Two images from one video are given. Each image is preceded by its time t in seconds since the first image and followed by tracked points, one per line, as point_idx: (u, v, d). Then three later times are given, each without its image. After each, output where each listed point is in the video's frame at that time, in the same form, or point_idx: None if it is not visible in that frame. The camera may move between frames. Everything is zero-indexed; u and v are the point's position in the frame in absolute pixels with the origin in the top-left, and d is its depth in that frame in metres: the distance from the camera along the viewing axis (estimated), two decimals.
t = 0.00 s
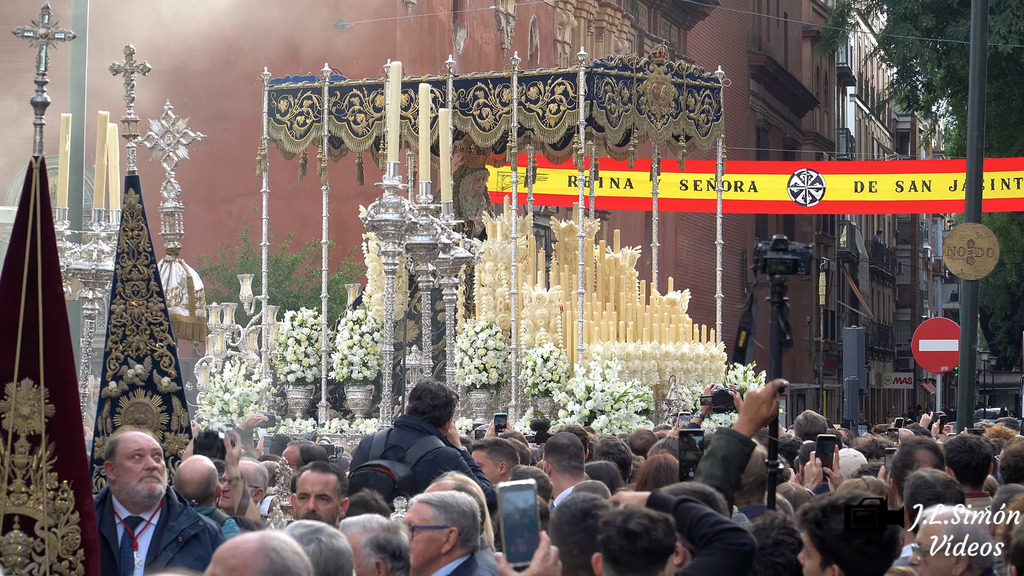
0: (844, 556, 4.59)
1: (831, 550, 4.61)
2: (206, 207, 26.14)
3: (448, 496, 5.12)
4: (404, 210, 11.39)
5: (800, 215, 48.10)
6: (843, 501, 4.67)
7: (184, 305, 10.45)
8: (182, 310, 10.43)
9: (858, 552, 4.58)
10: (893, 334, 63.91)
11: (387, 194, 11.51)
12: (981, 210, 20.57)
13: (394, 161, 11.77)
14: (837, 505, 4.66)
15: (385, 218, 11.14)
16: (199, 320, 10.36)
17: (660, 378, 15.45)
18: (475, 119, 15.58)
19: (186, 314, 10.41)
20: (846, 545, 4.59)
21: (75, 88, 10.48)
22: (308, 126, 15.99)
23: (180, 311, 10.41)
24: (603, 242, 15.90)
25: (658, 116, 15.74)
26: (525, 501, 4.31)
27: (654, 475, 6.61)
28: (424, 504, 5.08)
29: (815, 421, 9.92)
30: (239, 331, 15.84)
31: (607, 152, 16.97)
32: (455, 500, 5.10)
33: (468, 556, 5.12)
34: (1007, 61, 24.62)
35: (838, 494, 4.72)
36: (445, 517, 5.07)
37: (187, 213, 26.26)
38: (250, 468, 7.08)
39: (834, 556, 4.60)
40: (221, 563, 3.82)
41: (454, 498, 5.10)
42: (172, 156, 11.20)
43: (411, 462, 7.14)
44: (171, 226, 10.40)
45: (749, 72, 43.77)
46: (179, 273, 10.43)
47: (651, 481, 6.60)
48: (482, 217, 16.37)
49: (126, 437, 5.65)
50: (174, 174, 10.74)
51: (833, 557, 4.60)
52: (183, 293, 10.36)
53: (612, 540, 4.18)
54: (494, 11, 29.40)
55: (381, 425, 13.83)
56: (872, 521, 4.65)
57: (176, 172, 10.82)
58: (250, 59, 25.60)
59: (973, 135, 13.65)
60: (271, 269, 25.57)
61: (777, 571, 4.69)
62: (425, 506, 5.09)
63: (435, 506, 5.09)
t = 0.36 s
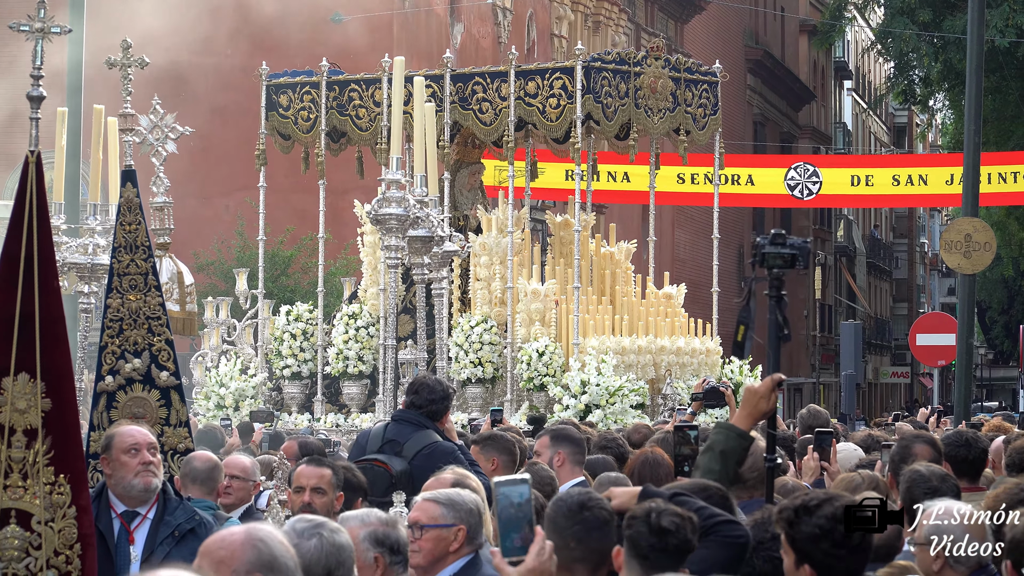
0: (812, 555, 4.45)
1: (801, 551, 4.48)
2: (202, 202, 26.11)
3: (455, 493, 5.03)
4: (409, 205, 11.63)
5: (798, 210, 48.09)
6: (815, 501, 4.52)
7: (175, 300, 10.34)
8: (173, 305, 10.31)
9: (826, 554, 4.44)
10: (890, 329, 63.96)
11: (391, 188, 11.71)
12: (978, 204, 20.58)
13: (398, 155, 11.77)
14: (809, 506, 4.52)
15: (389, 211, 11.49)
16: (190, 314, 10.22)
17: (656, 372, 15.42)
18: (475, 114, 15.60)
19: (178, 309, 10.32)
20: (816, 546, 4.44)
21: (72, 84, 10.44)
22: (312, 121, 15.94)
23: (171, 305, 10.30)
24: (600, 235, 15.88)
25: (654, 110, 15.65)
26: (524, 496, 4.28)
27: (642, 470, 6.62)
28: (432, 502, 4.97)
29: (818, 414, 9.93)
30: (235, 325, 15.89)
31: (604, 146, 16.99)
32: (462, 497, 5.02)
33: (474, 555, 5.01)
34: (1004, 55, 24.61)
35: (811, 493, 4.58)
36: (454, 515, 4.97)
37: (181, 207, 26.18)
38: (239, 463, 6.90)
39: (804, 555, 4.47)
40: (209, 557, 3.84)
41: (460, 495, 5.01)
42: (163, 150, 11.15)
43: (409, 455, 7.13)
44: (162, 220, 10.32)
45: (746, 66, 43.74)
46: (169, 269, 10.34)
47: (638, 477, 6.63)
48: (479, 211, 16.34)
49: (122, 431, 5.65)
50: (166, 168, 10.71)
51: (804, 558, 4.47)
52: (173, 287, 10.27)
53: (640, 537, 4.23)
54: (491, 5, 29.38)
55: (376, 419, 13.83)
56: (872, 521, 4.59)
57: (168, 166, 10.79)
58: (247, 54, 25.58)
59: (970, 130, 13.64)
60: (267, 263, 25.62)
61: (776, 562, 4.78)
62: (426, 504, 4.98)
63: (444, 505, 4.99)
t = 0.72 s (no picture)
0: (843, 542, 4.55)
1: (831, 537, 4.58)
2: (200, 199, 26.03)
3: (447, 491, 5.10)
4: (413, 205, 11.64)
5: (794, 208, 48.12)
6: (851, 489, 4.65)
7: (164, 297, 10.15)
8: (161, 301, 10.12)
9: (858, 542, 4.52)
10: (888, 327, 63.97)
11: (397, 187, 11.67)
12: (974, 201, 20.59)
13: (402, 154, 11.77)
14: (844, 492, 4.64)
15: (393, 211, 11.50)
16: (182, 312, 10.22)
17: (654, 369, 15.40)
18: (469, 111, 15.62)
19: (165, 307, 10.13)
20: (848, 534, 4.54)
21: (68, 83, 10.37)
22: (305, 118, 15.92)
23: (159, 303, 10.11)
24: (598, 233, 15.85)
25: (649, 108, 15.67)
26: (519, 493, 4.31)
27: (631, 469, 6.69)
28: (426, 501, 5.03)
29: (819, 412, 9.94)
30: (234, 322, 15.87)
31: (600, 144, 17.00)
32: (454, 495, 5.10)
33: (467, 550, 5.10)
34: (1001, 53, 24.65)
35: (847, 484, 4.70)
36: (449, 513, 5.04)
37: (178, 205, 26.07)
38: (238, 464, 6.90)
39: (832, 540, 4.57)
40: (211, 553, 3.89)
41: (453, 494, 5.09)
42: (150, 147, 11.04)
43: (405, 453, 7.13)
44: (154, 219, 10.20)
45: (743, 64, 43.76)
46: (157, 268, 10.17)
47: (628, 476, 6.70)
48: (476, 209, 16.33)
49: (118, 429, 5.65)
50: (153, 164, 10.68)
51: (834, 544, 4.57)
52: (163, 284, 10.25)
53: (641, 532, 4.23)
54: (489, 3, 29.38)
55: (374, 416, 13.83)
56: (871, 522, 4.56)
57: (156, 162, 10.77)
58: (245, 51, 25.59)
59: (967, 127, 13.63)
60: (265, 261, 25.55)
61: (774, 561, 4.76)
62: (421, 502, 5.05)
63: (438, 504, 5.06)
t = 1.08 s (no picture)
0: (859, 544, 4.54)
1: (847, 539, 4.58)
2: (199, 198, 26.01)
3: (421, 489, 5.20)
4: (417, 205, 11.67)
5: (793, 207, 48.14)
6: (865, 491, 4.67)
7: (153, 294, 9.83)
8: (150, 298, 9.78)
9: (875, 543, 4.52)
10: (886, 327, 64.01)
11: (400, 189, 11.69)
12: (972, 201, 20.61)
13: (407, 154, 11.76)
14: (859, 495, 4.66)
15: (398, 212, 11.52)
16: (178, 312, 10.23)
17: (653, 369, 15.41)
18: (463, 109, 15.62)
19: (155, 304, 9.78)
20: (865, 536, 4.55)
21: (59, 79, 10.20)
22: (297, 116, 15.96)
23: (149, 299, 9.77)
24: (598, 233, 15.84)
25: (647, 107, 15.71)
26: (519, 493, 4.33)
27: (629, 469, 6.73)
28: (405, 503, 5.11)
29: (820, 411, 9.93)
30: (233, 322, 15.87)
31: (599, 143, 17.00)
32: (427, 493, 5.20)
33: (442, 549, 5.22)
34: (1000, 52, 24.68)
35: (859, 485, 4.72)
36: (428, 513, 5.14)
37: (177, 204, 26.05)
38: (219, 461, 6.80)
39: (850, 544, 4.56)
40: (225, 551, 4.23)
41: (425, 491, 5.19)
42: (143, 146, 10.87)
43: (403, 453, 7.13)
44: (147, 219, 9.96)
45: (742, 64, 43.76)
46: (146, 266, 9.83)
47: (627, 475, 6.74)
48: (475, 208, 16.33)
49: (117, 428, 5.66)
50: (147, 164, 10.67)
51: (849, 546, 4.56)
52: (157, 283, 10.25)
53: (643, 530, 4.19)
54: (487, 2, 29.38)
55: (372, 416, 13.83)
56: (874, 521, 4.59)
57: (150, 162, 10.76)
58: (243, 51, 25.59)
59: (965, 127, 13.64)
60: (263, 261, 25.50)
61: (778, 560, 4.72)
62: (398, 503, 5.11)
63: (415, 504, 5.15)
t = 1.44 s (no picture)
0: (853, 547, 4.52)
1: (843, 542, 4.55)
2: (194, 199, 25.94)
3: (397, 490, 5.27)
4: (415, 207, 11.64)
5: (789, 209, 48.16)
6: (857, 493, 4.62)
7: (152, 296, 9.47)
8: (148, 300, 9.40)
9: (869, 546, 4.50)
10: (882, 328, 64.05)
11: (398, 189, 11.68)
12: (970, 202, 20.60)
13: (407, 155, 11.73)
14: (852, 498, 4.60)
15: (396, 213, 11.51)
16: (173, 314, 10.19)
17: (649, 371, 15.39)
18: (467, 112, 15.59)
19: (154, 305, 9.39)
20: (858, 538, 4.52)
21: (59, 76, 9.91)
22: (306, 119, 15.87)
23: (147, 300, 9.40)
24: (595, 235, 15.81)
25: (647, 108, 15.69)
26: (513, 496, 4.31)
27: (625, 469, 6.72)
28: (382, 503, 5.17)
29: (812, 412, 9.92)
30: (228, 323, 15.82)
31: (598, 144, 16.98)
32: (403, 493, 5.27)
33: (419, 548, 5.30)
34: (996, 54, 24.71)
35: (851, 487, 4.67)
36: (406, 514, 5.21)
37: (172, 206, 26.03)
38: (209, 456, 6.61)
39: (843, 547, 4.54)
40: (232, 554, 4.31)
41: (400, 492, 5.26)
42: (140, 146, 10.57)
43: (400, 454, 7.11)
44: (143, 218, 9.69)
45: (738, 65, 43.76)
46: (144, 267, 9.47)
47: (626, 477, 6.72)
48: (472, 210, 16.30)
49: (114, 430, 5.63)
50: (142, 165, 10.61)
51: (844, 550, 4.54)
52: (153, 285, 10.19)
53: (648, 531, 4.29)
54: (484, 4, 29.38)
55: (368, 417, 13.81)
56: (874, 521, 4.56)
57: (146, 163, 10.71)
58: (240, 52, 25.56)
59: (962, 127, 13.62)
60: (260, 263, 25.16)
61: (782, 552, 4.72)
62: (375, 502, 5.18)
63: (392, 504, 5.21)
